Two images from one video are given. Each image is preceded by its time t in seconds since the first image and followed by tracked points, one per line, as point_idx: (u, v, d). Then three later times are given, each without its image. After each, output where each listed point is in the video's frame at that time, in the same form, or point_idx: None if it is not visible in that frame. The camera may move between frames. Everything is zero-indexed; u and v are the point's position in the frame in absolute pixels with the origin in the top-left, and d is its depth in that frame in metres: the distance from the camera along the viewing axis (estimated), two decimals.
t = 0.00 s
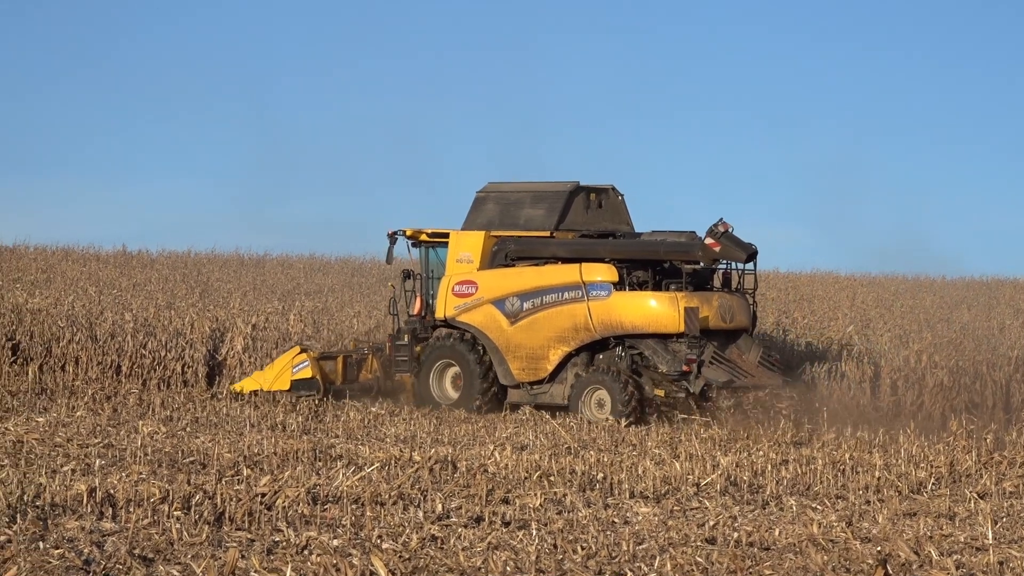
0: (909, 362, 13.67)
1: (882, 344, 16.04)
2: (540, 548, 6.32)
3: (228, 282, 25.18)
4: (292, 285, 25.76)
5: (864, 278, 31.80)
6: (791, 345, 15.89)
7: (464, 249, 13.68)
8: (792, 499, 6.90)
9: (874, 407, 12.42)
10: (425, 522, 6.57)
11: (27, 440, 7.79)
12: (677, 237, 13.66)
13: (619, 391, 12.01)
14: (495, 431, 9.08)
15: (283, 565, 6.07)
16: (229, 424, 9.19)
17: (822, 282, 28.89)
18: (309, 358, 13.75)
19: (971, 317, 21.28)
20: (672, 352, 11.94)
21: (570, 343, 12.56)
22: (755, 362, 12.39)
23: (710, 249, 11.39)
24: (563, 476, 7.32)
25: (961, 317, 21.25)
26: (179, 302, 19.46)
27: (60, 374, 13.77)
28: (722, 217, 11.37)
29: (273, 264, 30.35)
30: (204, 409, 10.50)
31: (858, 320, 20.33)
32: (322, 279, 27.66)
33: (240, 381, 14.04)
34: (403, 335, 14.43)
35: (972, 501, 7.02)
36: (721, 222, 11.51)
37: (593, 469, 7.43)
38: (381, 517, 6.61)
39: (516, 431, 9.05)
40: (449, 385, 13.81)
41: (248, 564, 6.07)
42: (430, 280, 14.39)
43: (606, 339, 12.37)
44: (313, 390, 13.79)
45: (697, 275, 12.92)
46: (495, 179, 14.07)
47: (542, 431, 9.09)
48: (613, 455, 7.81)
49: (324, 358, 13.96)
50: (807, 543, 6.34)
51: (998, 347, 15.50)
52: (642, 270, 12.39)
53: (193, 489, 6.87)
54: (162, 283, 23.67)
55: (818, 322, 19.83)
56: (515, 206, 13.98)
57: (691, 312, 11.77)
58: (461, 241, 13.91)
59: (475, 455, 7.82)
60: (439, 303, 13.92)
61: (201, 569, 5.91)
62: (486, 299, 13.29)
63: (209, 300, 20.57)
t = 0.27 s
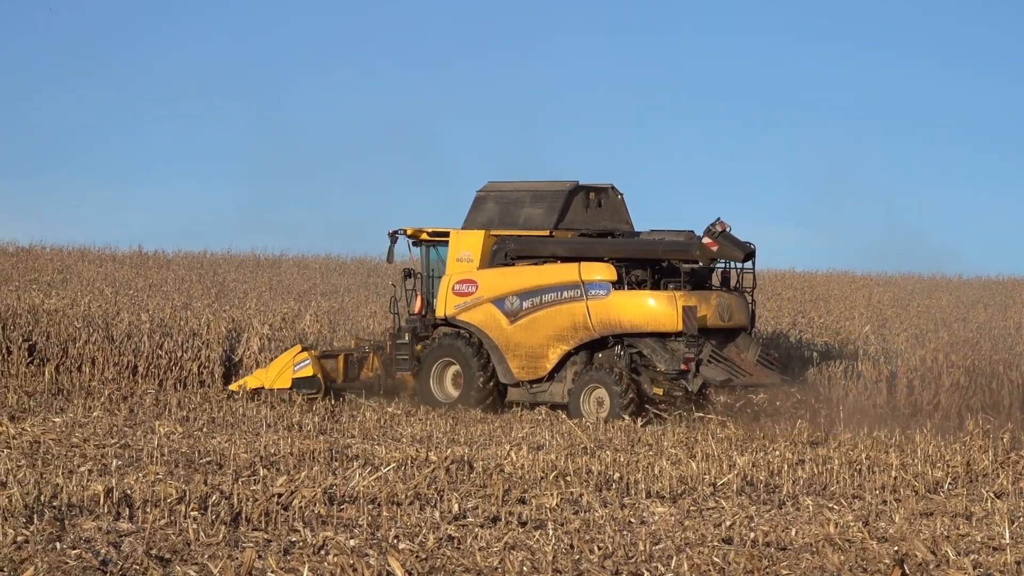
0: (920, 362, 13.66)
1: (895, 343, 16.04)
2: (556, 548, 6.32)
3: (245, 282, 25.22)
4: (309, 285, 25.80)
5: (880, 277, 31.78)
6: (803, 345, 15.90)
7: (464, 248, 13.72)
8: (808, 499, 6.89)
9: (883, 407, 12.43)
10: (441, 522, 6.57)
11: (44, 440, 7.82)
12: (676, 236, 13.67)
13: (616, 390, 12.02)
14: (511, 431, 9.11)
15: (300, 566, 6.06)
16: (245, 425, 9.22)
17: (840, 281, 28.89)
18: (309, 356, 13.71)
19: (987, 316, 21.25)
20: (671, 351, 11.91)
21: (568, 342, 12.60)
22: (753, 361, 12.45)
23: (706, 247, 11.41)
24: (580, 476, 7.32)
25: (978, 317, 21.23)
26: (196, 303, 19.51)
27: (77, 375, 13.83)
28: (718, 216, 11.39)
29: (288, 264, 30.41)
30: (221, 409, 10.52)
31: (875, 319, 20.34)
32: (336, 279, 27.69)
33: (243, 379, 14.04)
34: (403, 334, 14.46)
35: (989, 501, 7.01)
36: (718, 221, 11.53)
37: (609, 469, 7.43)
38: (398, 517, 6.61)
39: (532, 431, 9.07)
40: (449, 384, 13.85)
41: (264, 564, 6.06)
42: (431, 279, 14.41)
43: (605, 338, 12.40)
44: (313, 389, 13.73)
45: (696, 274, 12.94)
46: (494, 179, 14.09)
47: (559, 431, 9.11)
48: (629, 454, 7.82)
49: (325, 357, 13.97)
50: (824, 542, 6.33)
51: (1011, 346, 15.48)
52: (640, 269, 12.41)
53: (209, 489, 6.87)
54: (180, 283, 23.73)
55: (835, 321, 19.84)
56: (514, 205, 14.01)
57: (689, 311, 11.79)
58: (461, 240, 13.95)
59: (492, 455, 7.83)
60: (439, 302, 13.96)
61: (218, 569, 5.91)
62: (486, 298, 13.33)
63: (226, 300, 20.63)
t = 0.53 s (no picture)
0: (937, 362, 13.66)
1: (916, 344, 16.02)
2: (582, 548, 6.31)
3: (268, 283, 25.27)
4: (332, 285, 25.86)
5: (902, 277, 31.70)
6: (822, 345, 15.89)
7: (470, 248, 13.75)
8: (833, 500, 6.90)
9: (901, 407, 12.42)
10: (467, 523, 6.57)
11: (69, 441, 7.85)
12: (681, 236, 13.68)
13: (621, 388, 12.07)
14: (536, 431, 9.14)
15: (326, 567, 6.06)
16: (270, 426, 9.25)
17: (863, 281, 28.86)
18: (318, 357, 13.80)
19: (1009, 316, 21.19)
20: (675, 350, 11.99)
21: (573, 341, 12.63)
22: (757, 360, 12.48)
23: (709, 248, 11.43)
24: (605, 476, 7.33)
25: (1002, 316, 21.17)
26: (221, 304, 19.58)
27: (102, 375, 13.92)
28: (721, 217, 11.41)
29: (309, 265, 30.47)
30: (245, 410, 10.55)
31: (899, 319, 20.30)
32: (357, 280, 27.72)
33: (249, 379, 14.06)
34: (409, 333, 14.47)
35: (1015, 501, 7.00)
36: (720, 221, 11.55)
37: (634, 469, 7.43)
38: (423, 518, 6.62)
39: (557, 432, 9.10)
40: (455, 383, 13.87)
41: (290, 565, 6.06)
42: (437, 279, 14.44)
43: (610, 338, 12.44)
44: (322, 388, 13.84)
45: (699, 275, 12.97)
46: (500, 179, 14.12)
47: (584, 431, 9.12)
48: (655, 455, 7.82)
49: (333, 357, 13.98)
50: (850, 543, 6.33)
51: None
52: (644, 269, 12.43)
53: (235, 491, 6.88)
54: (203, 284, 23.81)
55: (858, 322, 19.81)
56: (520, 205, 14.02)
57: (693, 311, 11.83)
58: (468, 240, 13.98)
59: (517, 455, 7.85)
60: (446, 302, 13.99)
61: (244, 570, 5.91)
62: (492, 298, 13.36)
63: (250, 301, 20.71)
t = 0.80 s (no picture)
0: (953, 361, 13.65)
1: (935, 342, 15.99)
2: (605, 548, 6.29)
3: (293, 283, 25.27)
4: (354, 285, 25.90)
5: (924, 275, 31.62)
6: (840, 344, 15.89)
7: (474, 247, 13.77)
8: (856, 498, 6.89)
9: (915, 405, 12.42)
10: (489, 522, 6.57)
11: (92, 442, 7.89)
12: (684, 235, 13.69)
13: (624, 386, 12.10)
14: (558, 430, 9.16)
15: (350, 566, 6.06)
16: (293, 425, 9.27)
17: (885, 280, 28.83)
18: (323, 355, 13.70)
19: None
20: (677, 348, 12.02)
21: (577, 339, 12.65)
22: (760, 358, 12.49)
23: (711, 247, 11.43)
24: (628, 475, 7.33)
25: None
26: (244, 303, 19.66)
27: (124, 376, 13.77)
28: (723, 216, 11.40)
29: (329, 264, 30.53)
30: (267, 409, 10.57)
31: (921, 317, 20.28)
32: (376, 279, 27.75)
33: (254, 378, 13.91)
34: (413, 332, 14.50)
35: None
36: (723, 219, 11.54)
37: (657, 468, 7.44)
38: (446, 518, 6.62)
39: (580, 431, 9.12)
40: (460, 380, 13.92)
41: (314, 565, 6.05)
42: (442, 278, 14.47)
43: (613, 336, 12.47)
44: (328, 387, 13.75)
45: (700, 274, 12.99)
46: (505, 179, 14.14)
47: (606, 431, 9.14)
48: (678, 454, 7.84)
49: (339, 355, 14.00)
50: (874, 542, 6.31)
51: None
52: (647, 268, 12.45)
53: (258, 490, 6.89)
54: (226, 283, 23.87)
55: (880, 321, 19.79)
56: (524, 204, 14.04)
57: (696, 309, 11.86)
58: (472, 239, 14.00)
59: (540, 455, 7.86)
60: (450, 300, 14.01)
61: (267, 570, 5.90)
62: (496, 297, 13.38)
63: (273, 300, 20.78)
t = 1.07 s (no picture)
0: (968, 363, 13.63)
1: (956, 344, 15.97)
2: (626, 550, 6.28)
3: (316, 286, 25.34)
4: (377, 287, 25.96)
5: (945, 277, 31.55)
6: (859, 347, 15.88)
7: (478, 249, 13.79)
8: (878, 501, 6.89)
9: (929, 407, 12.41)
10: (511, 525, 6.57)
11: (114, 445, 7.95)
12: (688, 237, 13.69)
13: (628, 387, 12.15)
14: (580, 433, 9.18)
15: (371, 569, 6.05)
16: (315, 428, 9.31)
17: (907, 282, 28.81)
18: (329, 357, 13.61)
19: None
20: (681, 349, 12.03)
21: (581, 340, 12.67)
22: (763, 359, 12.46)
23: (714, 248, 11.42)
24: (649, 478, 7.34)
25: None
26: (268, 306, 19.75)
27: (146, 379, 13.73)
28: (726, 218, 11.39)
29: (349, 266, 30.62)
30: (288, 412, 10.62)
31: (944, 320, 20.24)
32: (396, 282, 27.81)
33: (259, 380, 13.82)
34: (418, 333, 14.52)
35: None
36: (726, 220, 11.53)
37: (678, 471, 7.45)
38: (467, 521, 6.62)
39: (601, 433, 9.14)
40: (464, 382, 13.91)
41: (335, 567, 6.04)
42: (447, 280, 14.49)
43: (616, 337, 12.49)
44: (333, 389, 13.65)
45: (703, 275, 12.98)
46: (509, 181, 14.17)
47: (628, 433, 9.16)
48: (699, 457, 7.86)
49: (344, 357, 14.00)
50: (896, 545, 6.30)
51: None
52: (651, 269, 12.45)
53: (279, 493, 6.90)
54: (248, 286, 23.95)
55: (903, 324, 19.76)
56: (528, 207, 14.06)
57: (698, 310, 11.87)
58: (476, 241, 14.02)
59: (561, 458, 7.88)
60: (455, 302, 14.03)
61: (288, 571, 5.89)
62: (500, 298, 13.40)
63: (295, 303, 20.86)
